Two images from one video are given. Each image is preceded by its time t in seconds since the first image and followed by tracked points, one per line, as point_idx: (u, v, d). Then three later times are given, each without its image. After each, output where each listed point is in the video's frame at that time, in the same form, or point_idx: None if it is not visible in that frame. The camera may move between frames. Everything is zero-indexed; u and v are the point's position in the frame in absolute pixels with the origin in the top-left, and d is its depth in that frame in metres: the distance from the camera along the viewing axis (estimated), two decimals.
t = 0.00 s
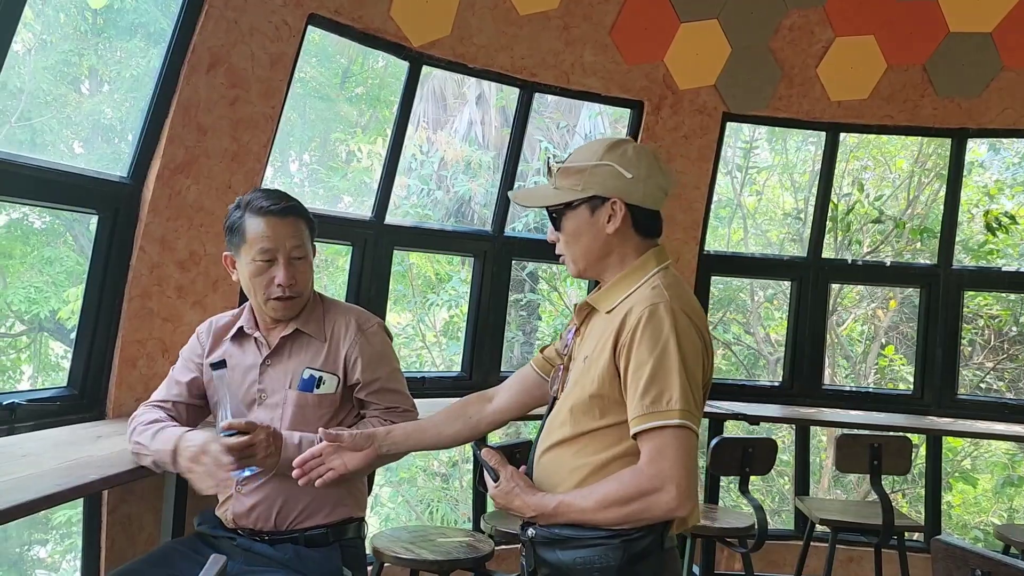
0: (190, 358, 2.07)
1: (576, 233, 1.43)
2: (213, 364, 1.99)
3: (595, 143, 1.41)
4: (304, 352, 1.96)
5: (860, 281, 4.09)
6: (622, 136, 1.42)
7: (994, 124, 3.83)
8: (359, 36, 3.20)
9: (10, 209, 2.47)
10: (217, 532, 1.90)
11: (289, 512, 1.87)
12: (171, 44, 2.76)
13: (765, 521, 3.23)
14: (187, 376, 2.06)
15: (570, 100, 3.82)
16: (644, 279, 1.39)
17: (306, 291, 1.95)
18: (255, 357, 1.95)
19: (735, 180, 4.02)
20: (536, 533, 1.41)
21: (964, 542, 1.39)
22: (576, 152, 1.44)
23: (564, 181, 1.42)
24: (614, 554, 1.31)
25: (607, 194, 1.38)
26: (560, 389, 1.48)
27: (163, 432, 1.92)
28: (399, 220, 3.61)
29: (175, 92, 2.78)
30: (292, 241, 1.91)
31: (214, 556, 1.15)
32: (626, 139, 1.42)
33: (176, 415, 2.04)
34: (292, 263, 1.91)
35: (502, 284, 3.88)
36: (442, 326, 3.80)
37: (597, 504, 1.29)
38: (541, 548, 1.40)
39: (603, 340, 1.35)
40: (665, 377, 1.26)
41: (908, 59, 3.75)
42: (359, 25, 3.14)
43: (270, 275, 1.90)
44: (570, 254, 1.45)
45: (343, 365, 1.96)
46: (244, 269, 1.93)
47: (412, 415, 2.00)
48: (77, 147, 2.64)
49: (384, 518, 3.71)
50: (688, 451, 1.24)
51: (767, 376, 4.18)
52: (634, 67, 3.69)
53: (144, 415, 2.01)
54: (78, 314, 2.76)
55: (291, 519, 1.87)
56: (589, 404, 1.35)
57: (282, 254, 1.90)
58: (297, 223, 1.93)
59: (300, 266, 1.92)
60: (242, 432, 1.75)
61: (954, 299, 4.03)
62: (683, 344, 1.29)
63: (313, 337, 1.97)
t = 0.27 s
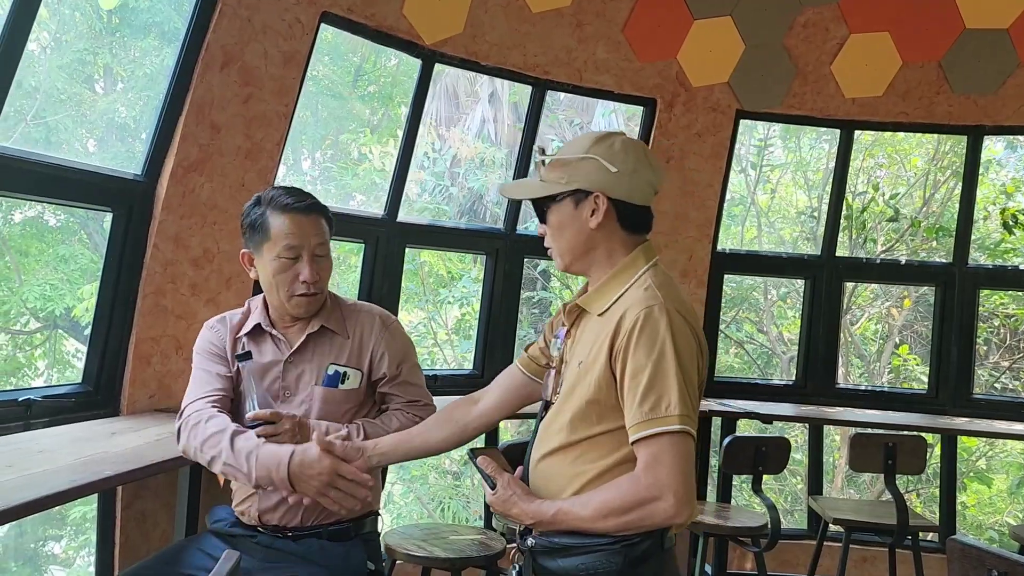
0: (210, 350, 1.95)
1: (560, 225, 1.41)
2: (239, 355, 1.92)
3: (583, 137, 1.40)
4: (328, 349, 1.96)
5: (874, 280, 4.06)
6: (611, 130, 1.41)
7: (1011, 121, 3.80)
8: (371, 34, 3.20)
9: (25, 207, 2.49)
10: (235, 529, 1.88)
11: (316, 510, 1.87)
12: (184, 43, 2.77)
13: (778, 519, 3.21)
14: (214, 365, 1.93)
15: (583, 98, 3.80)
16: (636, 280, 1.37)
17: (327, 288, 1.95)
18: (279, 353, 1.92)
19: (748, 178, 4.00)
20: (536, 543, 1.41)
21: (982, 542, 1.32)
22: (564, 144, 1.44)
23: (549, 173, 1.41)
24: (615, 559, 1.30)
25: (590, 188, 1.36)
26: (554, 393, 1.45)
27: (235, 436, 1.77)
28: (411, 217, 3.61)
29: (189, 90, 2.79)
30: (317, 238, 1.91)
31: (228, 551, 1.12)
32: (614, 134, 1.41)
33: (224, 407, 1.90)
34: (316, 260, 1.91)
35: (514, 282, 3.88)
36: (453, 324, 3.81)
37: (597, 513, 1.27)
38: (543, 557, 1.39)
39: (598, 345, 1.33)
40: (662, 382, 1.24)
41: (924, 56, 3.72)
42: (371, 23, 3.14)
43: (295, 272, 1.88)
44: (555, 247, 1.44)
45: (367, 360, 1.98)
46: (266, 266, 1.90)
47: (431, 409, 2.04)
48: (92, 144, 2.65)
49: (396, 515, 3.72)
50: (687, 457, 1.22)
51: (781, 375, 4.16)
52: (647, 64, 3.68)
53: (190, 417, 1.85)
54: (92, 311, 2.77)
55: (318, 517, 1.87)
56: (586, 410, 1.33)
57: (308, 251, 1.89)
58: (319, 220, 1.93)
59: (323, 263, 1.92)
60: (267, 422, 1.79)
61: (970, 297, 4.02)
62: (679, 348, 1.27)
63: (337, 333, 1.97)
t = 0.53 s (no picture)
0: (222, 350, 1.93)
1: (530, 228, 1.40)
2: (256, 343, 1.92)
3: (545, 135, 1.38)
4: (341, 349, 1.96)
5: (884, 278, 4.04)
6: (574, 125, 1.38)
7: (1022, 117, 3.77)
8: (379, 31, 3.19)
9: (34, 205, 2.49)
10: (246, 528, 1.87)
11: (328, 509, 1.87)
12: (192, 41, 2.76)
13: (787, 519, 3.19)
14: (229, 363, 1.91)
15: (591, 96, 3.79)
16: (607, 282, 1.34)
17: (336, 287, 1.93)
18: (292, 353, 1.92)
19: (757, 176, 3.98)
20: (515, 549, 1.41)
21: (992, 542, 1.28)
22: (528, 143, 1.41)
23: (514, 176, 1.39)
24: (594, 565, 1.30)
25: (554, 190, 1.35)
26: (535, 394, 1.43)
27: (267, 424, 1.75)
28: (419, 215, 3.61)
29: (197, 88, 2.79)
30: (325, 237, 1.89)
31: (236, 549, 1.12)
32: (577, 128, 1.37)
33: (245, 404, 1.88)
34: (324, 258, 1.89)
35: (522, 280, 3.87)
36: (461, 322, 3.80)
37: (575, 524, 1.27)
38: (524, 564, 1.39)
39: (569, 352, 1.32)
40: (630, 393, 1.22)
41: (933, 53, 3.69)
42: (379, 20, 3.14)
43: (303, 270, 1.87)
44: (528, 248, 1.43)
45: (380, 360, 1.98)
46: (274, 266, 1.89)
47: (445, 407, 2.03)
48: (100, 143, 2.65)
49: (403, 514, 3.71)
50: (660, 467, 1.21)
51: (789, 374, 4.15)
52: (656, 61, 3.67)
53: (212, 414, 1.82)
54: (101, 309, 2.78)
55: (329, 516, 1.87)
56: (561, 418, 1.32)
57: (315, 250, 1.87)
58: (327, 219, 1.91)
59: (331, 261, 1.91)
60: (285, 411, 1.78)
61: (980, 295, 4.00)
62: (648, 355, 1.24)
63: (348, 333, 1.97)
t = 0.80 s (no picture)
0: (230, 352, 1.91)
1: (521, 225, 1.41)
2: (272, 338, 1.91)
3: (533, 131, 1.37)
4: (351, 351, 1.96)
5: (889, 276, 4.03)
6: (562, 119, 1.37)
7: None
8: (383, 30, 3.19)
9: (40, 204, 2.49)
10: (252, 528, 1.86)
11: (338, 510, 1.87)
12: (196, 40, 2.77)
13: (790, 515, 3.16)
14: (238, 365, 1.90)
15: (594, 94, 3.79)
16: (595, 287, 1.34)
17: (346, 284, 1.92)
18: (302, 354, 1.92)
19: (761, 174, 3.98)
20: (499, 551, 1.43)
21: (998, 540, 1.27)
22: (517, 138, 1.41)
23: (505, 175, 1.40)
24: (575, 569, 1.30)
25: (543, 189, 1.35)
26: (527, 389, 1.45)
27: (276, 434, 1.76)
28: (423, 213, 3.61)
29: (201, 87, 2.79)
30: (334, 235, 1.89)
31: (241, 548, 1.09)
32: (564, 122, 1.36)
33: (254, 408, 1.88)
34: (333, 256, 1.88)
35: (526, 278, 3.87)
36: (465, 321, 3.80)
37: (551, 530, 1.27)
38: (508, 566, 1.40)
39: (554, 357, 1.32)
40: (610, 405, 1.21)
41: (939, 50, 3.69)
42: (383, 19, 3.14)
43: (312, 268, 1.86)
44: (524, 244, 1.44)
45: (391, 363, 1.99)
46: (283, 263, 1.89)
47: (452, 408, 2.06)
48: (105, 142, 2.65)
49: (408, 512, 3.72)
50: (637, 481, 1.20)
51: (794, 372, 4.14)
52: (660, 59, 3.66)
53: (222, 422, 1.82)
54: (106, 307, 2.78)
55: (338, 516, 1.87)
56: (547, 420, 1.33)
57: (324, 248, 1.87)
58: (337, 217, 1.91)
59: (341, 260, 1.90)
60: (298, 408, 1.78)
61: (986, 292, 3.99)
62: (630, 366, 1.23)
63: (358, 334, 1.97)
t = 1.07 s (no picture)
0: (228, 349, 1.92)
1: (529, 229, 1.41)
2: (267, 337, 1.92)
3: (536, 134, 1.37)
4: (349, 348, 1.95)
5: (890, 273, 4.03)
6: (563, 121, 1.37)
7: None
8: (384, 28, 3.19)
9: (41, 203, 2.49)
10: (253, 527, 1.86)
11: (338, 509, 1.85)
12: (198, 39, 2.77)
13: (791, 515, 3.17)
14: (234, 362, 1.91)
15: (595, 92, 3.78)
16: (607, 290, 1.34)
17: (339, 280, 1.93)
18: (299, 352, 1.92)
19: (762, 172, 3.97)
20: (506, 551, 1.43)
21: (1001, 538, 1.26)
22: (519, 142, 1.41)
23: (510, 179, 1.40)
24: (582, 570, 1.31)
25: (550, 192, 1.35)
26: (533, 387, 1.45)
27: (270, 441, 1.75)
28: (424, 211, 3.60)
29: (202, 86, 2.79)
30: (324, 232, 1.90)
31: (241, 546, 1.09)
32: (566, 123, 1.37)
33: (251, 405, 1.88)
34: (324, 252, 1.89)
35: (528, 276, 3.87)
36: (467, 319, 3.80)
37: (564, 532, 1.28)
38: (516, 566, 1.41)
39: (566, 359, 1.32)
40: (627, 409, 1.22)
41: (940, 48, 3.68)
42: (384, 17, 3.13)
43: (302, 264, 1.86)
44: (531, 247, 1.44)
45: (389, 360, 1.98)
46: (275, 261, 1.89)
47: (454, 406, 2.04)
48: (107, 140, 2.65)
49: (410, 510, 3.72)
50: (654, 485, 1.21)
51: (796, 371, 4.14)
52: (662, 57, 3.66)
53: (218, 418, 1.82)
54: (108, 306, 2.78)
55: (338, 515, 1.86)
56: (558, 421, 1.33)
57: (314, 243, 1.87)
58: (328, 213, 1.92)
59: (332, 256, 1.90)
60: (294, 407, 1.78)
61: (988, 290, 3.98)
62: (646, 369, 1.24)
63: (356, 332, 1.96)
